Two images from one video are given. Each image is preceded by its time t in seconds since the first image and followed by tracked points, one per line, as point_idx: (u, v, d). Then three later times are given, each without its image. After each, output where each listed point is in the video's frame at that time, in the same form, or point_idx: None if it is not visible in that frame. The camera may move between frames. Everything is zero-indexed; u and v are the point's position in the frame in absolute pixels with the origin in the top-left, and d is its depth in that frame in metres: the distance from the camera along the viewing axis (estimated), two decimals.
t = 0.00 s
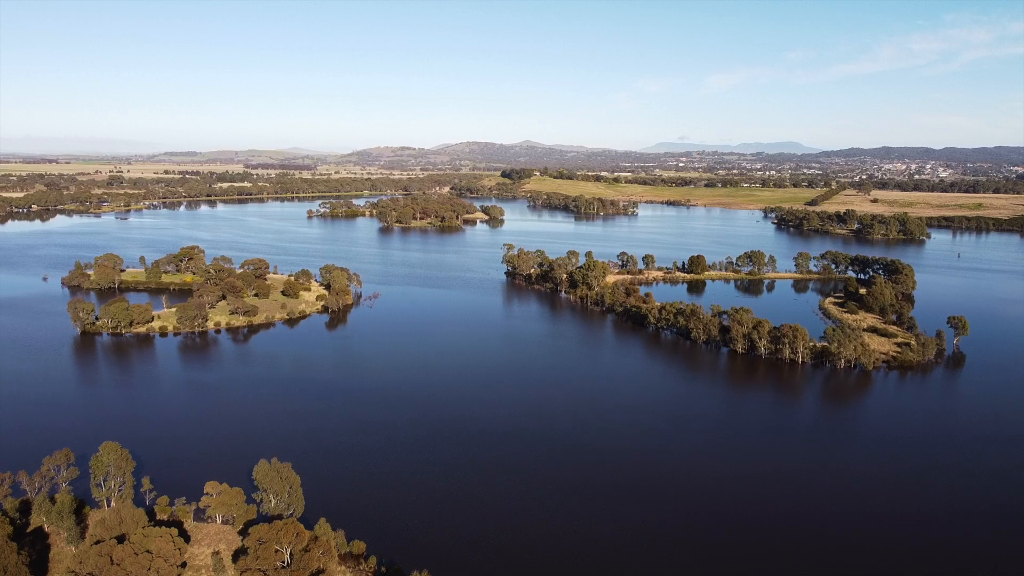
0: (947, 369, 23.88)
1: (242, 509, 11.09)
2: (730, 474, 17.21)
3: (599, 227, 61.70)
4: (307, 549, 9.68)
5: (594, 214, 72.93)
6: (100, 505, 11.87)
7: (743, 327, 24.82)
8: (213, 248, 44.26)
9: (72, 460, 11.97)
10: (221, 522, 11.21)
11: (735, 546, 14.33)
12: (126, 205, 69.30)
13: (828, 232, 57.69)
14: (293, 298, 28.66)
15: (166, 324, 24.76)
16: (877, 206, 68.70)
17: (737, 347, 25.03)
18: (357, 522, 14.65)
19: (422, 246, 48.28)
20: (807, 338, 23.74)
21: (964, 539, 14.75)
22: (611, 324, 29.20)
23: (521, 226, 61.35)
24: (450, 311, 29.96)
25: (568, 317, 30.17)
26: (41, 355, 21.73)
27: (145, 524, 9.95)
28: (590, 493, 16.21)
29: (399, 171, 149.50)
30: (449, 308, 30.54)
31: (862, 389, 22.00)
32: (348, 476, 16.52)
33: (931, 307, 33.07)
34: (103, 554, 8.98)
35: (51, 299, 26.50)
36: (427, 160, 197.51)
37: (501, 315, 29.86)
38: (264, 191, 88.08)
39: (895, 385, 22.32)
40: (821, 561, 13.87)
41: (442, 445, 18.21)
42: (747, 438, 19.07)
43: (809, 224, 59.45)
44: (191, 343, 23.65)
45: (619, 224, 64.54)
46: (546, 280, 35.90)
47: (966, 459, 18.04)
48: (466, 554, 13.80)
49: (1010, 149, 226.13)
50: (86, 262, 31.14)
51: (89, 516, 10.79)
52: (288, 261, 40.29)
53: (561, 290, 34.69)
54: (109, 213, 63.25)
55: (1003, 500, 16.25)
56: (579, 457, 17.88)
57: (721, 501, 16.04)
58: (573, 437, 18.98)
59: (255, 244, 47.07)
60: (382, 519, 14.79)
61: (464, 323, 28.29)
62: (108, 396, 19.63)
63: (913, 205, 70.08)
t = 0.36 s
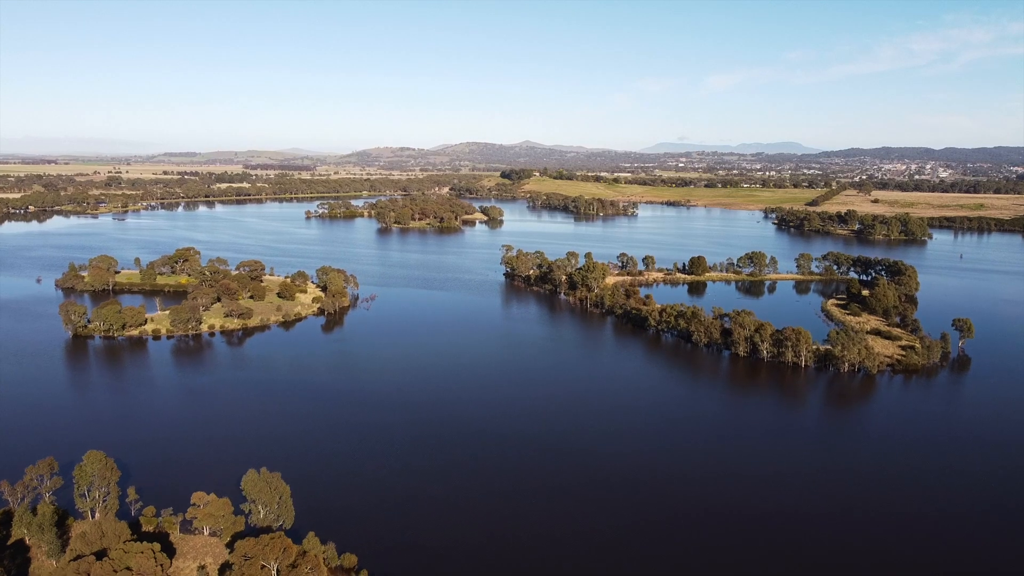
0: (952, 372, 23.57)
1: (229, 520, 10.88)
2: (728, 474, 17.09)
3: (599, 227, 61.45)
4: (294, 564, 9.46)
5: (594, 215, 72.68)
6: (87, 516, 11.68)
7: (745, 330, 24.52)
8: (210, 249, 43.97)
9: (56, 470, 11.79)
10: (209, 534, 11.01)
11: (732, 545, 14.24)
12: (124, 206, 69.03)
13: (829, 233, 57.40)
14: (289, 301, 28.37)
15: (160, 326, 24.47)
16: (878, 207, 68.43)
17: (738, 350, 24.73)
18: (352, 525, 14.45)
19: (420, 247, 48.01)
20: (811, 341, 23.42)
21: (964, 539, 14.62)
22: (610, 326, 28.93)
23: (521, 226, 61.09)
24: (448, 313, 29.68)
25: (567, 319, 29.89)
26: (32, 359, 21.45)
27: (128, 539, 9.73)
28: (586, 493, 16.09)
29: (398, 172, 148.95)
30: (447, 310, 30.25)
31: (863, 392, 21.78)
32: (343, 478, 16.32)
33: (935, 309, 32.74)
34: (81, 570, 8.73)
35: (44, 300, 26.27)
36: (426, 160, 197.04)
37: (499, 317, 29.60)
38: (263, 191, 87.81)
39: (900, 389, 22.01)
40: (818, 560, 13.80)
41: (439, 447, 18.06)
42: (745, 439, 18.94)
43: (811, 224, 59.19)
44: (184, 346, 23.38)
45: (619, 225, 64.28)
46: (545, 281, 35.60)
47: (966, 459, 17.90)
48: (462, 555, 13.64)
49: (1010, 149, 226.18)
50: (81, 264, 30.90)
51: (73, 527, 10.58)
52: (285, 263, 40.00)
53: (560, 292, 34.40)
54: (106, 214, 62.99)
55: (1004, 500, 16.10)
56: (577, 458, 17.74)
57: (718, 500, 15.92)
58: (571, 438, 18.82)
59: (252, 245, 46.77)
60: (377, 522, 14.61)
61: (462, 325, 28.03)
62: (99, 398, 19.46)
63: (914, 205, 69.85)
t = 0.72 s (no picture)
0: (958, 376, 23.22)
1: (216, 531, 10.70)
2: (728, 475, 16.95)
3: (599, 228, 61.21)
4: None
5: (593, 215, 72.47)
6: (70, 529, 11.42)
7: (747, 333, 24.22)
8: (207, 250, 43.72)
9: (39, 480, 11.59)
10: (195, 547, 10.79)
11: (734, 546, 14.11)
12: (122, 207, 68.84)
13: (830, 234, 57.16)
14: (284, 303, 28.08)
15: (152, 329, 24.18)
16: (878, 207, 68.26)
17: (740, 354, 24.40)
18: (349, 526, 14.29)
19: (419, 248, 47.77)
20: (814, 345, 23.09)
21: (969, 542, 14.48)
22: (610, 329, 28.66)
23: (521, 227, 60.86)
24: (446, 315, 29.41)
25: (566, 321, 29.62)
26: (23, 362, 21.18)
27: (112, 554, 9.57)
28: (586, 494, 15.96)
29: (398, 172, 149.32)
30: (446, 312, 29.98)
31: (867, 396, 21.48)
32: (338, 480, 16.16)
33: (939, 311, 32.42)
34: None
35: (38, 302, 26.04)
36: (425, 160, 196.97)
37: (498, 319, 29.34)
38: (262, 192, 87.64)
39: (905, 393, 21.69)
40: (822, 561, 13.67)
41: (437, 447, 17.92)
42: (746, 440, 18.80)
43: (812, 225, 58.90)
44: (179, 349, 23.13)
45: (619, 225, 64.09)
46: (544, 283, 35.30)
47: (968, 460, 17.77)
48: (460, 556, 13.50)
49: (1009, 150, 226.23)
50: (75, 265, 30.65)
51: (55, 539, 10.31)
52: (283, 264, 39.76)
53: (560, 294, 34.14)
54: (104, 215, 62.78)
55: (1007, 502, 15.98)
56: (576, 458, 17.62)
57: (720, 501, 15.78)
58: (569, 439, 18.69)
59: (250, 245, 46.49)
60: (375, 523, 14.46)
61: (460, 327, 27.76)
62: (94, 401, 19.27)
63: (916, 206, 69.66)
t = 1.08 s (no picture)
0: (964, 379, 22.92)
1: (203, 545, 10.40)
2: (730, 476, 16.79)
3: (599, 228, 61.00)
4: None
5: (593, 216, 72.23)
6: (53, 541, 11.18)
7: (749, 336, 23.93)
8: (205, 251, 43.47)
9: (23, 490, 11.33)
10: (181, 560, 10.51)
11: (736, 547, 13.98)
12: (119, 207, 68.61)
13: (831, 235, 56.81)
14: (281, 305, 27.80)
15: (146, 332, 23.91)
16: (879, 208, 68.04)
17: (743, 357, 24.12)
18: (347, 527, 14.13)
19: (418, 249, 47.55)
20: (818, 349, 22.80)
21: (972, 542, 14.38)
22: (610, 331, 28.46)
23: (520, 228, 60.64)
24: (444, 317, 29.17)
25: (566, 323, 29.42)
26: (15, 365, 20.92)
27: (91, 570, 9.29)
28: (587, 494, 15.84)
29: (397, 172, 149.24)
30: (445, 314, 29.71)
31: (871, 399, 21.24)
32: (336, 481, 15.99)
33: (943, 312, 32.12)
34: None
35: (31, 304, 25.74)
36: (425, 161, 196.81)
37: (497, 320, 29.16)
38: (260, 193, 87.43)
39: (911, 397, 21.41)
40: (825, 562, 13.55)
41: (436, 448, 17.77)
42: (746, 442, 18.68)
43: (813, 225, 58.63)
44: (172, 352, 22.84)
45: (619, 226, 63.85)
46: (543, 285, 35.06)
47: (970, 462, 17.67)
48: (459, 556, 13.35)
49: (1009, 150, 226.31)
50: (70, 267, 30.37)
51: (36, 552, 10.07)
52: (280, 265, 39.43)
53: (559, 296, 33.88)
54: (102, 215, 62.55)
55: (1008, 503, 15.89)
56: (576, 459, 17.50)
57: (721, 502, 15.64)
58: (569, 439, 18.56)
59: (248, 247, 46.26)
60: (373, 523, 14.31)
61: (459, 329, 27.58)
62: (88, 403, 19.07)
63: (916, 207, 69.44)
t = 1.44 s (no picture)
0: (971, 383, 22.58)
1: (189, 559, 10.11)
2: (732, 477, 16.62)
3: (599, 229, 60.75)
4: None
5: (593, 216, 71.93)
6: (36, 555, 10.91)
7: (753, 339, 23.63)
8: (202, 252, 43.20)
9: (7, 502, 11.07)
10: None
11: (738, 545, 13.88)
12: (118, 208, 68.34)
13: (833, 235, 56.46)
14: (277, 308, 27.53)
15: (139, 335, 23.63)
16: (881, 208, 67.70)
17: (746, 360, 23.79)
18: (346, 527, 13.97)
19: (417, 250, 47.25)
20: (823, 353, 22.47)
21: (976, 542, 14.28)
22: (610, 333, 28.24)
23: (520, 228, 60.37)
24: (443, 319, 28.90)
25: (566, 324, 29.22)
26: (8, 369, 20.66)
27: None
28: (588, 494, 15.68)
29: (397, 172, 149.11)
30: (444, 316, 29.42)
31: (875, 402, 20.98)
32: (334, 482, 15.81)
33: (948, 314, 31.77)
34: None
35: (24, 307, 25.44)
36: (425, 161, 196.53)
37: (496, 322, 28.98)
38: (260, 194, 87.14)
39: (917, 401, 21.10)
40: (828, 561, 13.47)
41: (435, 449, 17.61)
42: (748, 443, 18.55)
43: (814, 226, 58.28)
44: (167, 355, 22.56)
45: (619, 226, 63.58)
46: (543, 286, 34.79)
47: (972, 462, 17.55)
48: (458, 557, 13.17)
49: (1009, 150, 226.07)
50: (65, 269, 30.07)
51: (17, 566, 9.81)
52: (278, 266, 39.12)
53: (559, 297, 33.58)
54: (100, 216, 62.32)
55: (1013, 504, 15.72)
56: (576, 459, 17.37)
57: (722, 501, 15.53)
58: (569, 440, 18.42)
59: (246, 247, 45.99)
60: (373, 522, 14.19)
61: (458, 331, 27.36)
62: (83, 405, 18.88)
63: (919, 207, 69.07)
